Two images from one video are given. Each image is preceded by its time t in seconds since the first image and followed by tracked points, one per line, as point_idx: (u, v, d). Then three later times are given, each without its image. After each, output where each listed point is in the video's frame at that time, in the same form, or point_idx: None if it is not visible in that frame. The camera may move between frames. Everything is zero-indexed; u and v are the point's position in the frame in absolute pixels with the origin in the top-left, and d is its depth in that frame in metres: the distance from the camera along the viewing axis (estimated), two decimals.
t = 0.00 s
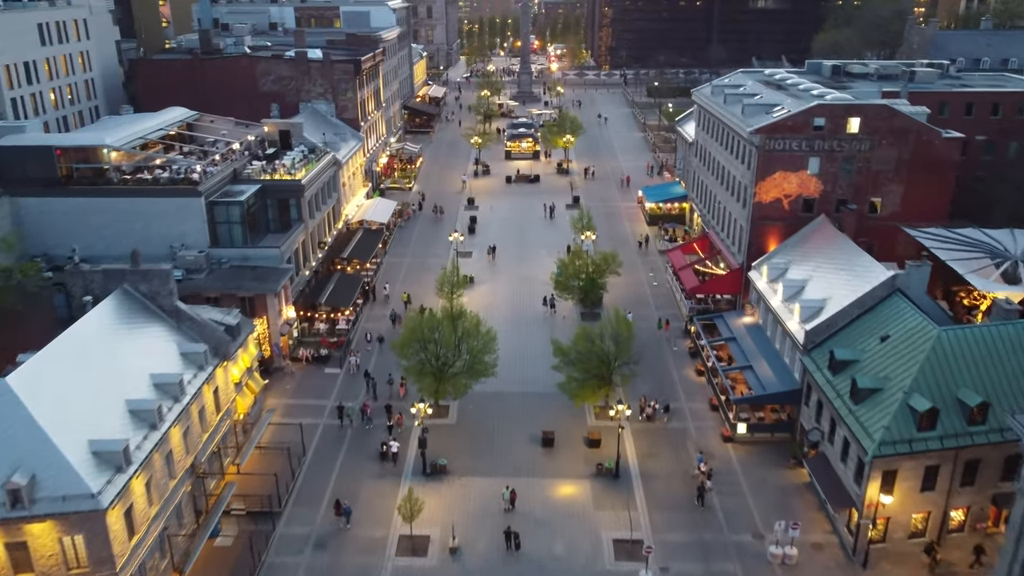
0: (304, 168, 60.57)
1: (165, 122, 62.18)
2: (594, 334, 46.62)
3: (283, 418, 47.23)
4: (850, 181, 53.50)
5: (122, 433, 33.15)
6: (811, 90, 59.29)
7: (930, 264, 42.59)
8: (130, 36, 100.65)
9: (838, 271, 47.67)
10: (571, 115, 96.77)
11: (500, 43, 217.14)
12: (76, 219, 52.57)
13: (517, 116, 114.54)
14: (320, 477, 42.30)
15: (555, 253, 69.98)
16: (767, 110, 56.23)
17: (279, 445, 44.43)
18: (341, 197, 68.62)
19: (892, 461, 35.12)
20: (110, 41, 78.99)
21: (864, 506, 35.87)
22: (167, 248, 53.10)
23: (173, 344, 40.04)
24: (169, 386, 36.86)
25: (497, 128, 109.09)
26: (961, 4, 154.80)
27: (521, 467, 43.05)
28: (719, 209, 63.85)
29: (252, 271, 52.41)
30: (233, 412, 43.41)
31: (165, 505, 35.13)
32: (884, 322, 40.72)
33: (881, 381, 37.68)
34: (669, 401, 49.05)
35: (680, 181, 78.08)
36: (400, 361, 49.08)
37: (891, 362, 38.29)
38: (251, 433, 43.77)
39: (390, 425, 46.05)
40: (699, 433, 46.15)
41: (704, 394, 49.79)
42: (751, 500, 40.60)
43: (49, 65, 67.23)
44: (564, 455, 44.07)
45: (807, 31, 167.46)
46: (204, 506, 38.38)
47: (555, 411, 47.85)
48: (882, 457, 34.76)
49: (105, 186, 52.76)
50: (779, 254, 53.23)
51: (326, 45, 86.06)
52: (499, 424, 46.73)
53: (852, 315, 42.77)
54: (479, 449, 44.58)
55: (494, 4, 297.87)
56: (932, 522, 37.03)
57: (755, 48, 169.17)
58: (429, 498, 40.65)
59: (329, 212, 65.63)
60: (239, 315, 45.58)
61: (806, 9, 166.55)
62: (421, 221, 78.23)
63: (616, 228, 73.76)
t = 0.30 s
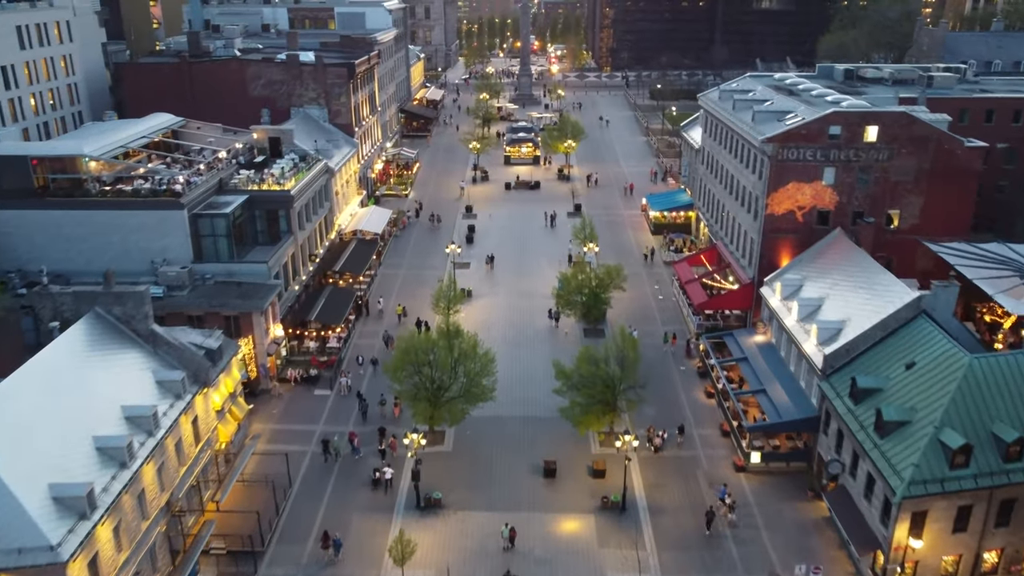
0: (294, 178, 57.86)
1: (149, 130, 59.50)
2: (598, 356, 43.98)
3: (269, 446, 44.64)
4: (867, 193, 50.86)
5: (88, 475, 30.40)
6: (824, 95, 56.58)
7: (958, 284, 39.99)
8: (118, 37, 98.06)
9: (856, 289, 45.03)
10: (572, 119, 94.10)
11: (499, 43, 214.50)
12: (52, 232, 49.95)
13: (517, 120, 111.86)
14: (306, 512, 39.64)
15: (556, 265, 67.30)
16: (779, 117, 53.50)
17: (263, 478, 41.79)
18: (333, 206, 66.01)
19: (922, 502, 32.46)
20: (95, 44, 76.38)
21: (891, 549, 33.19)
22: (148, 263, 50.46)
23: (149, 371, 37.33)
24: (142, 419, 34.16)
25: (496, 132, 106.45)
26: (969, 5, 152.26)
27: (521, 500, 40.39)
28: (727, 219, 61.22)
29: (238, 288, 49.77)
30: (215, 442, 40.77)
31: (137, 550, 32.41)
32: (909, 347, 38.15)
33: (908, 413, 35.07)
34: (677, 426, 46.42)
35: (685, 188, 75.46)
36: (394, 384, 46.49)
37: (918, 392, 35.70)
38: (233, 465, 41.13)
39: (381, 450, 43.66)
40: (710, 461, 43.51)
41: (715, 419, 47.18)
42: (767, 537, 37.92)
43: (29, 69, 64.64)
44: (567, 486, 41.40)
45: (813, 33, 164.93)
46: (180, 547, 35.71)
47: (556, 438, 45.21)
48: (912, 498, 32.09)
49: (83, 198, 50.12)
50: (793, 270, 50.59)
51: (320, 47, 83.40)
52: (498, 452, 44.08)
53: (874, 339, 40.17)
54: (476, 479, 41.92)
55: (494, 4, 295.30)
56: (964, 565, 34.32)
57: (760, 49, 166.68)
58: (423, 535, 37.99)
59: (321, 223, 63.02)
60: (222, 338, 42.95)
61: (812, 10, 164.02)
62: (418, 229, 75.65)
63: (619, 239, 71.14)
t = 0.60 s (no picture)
0: (282, 189, 55.15)
1: (130, 138, 56.76)
2: (603, 382, 41.29)
3: (253, 477, 41.93)
4: (886, 206, 48.22)
5: (46, 525, 27.55)
6: (839, 103, 53.90)
7: (990, 307, 37.35)
8: (107, 40, 95.46)
9: (878, 311, 42.37)
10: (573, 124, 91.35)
11: (498, 44, 211.63)
12: (24, 248, 47.27)
13: (516, 124, 109.06)
14: (290, 553, 36.88)
15: (558, 278, 64.60)
16: (792, 125, 50.87)
17: (245, 515, 39.03)
18: (325, 217, 63.33)
19: (958, 551, 29.74)
20: (79, 47, 73.64)
21: None
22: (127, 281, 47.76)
23: (120, 404, 34.55)
24: (110, 459, 31.35)
25: (496, 136, 103.74)
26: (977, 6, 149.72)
27: (521, 538, 37.64)
28: (736, 231, 58.56)
29: (222, 306, 47.09)
30: (194, 476, 38.06)
31: None
32: (939, 377, 35.50)
33: (941, 450, 32.37)
34: (686, 456, 43.71)
35: (691, 197, 72.74)
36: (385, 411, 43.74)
37: (951, 427, 33.01)
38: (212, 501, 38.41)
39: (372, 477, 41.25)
40: (722, 495, 40.78)
41: (727, 447, 44.49)
42: None
43: (7, 74, 61.96)
44: (570, 523, 38.63)
45: (818, 36, 162.35)
46: None
47: (558, 469, 42.46)
48: (948, 547, 29.34)
49: (58, 211, 47.42)
50: (808, 288, 47.94)
51: (313, 50, 80.71)
52: (496, 484, 41.35)
53: (900, 366, 37.52)
54: (473, 515, 39.18)
55: (493, 5, 292.70)
56: None
57: (764, 51, 164.13)
58: None
59: (312, 235, 60.35)
60: (202, 363, 40.25)
61: (817, 11, 161.47)
62: (414, 239, 73.01)
63: (623, 250, 68.43)
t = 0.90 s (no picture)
0: (270, 200, 52.47)
1: (110, 147, 54.07)
2: (609, 411, 38.60)
3: (234, 512, 39.15)
4: (907, 220, 45.56)
5: None
6: (855, 110, 51.20)
7: None
8: (94, 42, 92.81)
9: (902, 335, 39.65)
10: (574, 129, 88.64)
11: (497, 45, 208.78)
12: None
13: (516, 128, 106.31)
14: None
15: (560, 291, 61.88)
16: (807, 134, 48.21)
17: (224, 557, 36.25)
18: (316, 228, 60.66)
19: None
20: (62, 50, 70.98)
21: None
22: (104, 299, 45.10)
23: (86, 442, 31.86)
24: (72, 506, 28.56)
25: (495, 140, 101.08)
26: (987, 6, 147.09)
27: None
28: (746, 243, 55.86)
29: (204, 327, 44.40)
30: (169, 515, 35.35)
31: None
32: (975, 412, 32.82)
33: (980, 493, 29.58)
34: (698, 488, 40.95)
35: (697, 206, 70.09)
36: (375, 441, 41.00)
37: (990, 468, 30.24)
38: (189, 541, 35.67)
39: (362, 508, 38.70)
40: (737, 532, 38.00)
41: (741, 478, 41.71)
42: None
43: None
44: (575, 564, 35.80)
45: (825, 37, 159.77)
46: None
47: (561, 503, 39.68)
48: None
49: (29, 226, 44.76)
50: (825, 307, 45.23)
51: (306, 53, 78.02)
52: (495, 520, 38.58)
53: (930, 398, 34.88)
54: (470, 555, 36.37)
55: (493, 6, 289.94)
56: None
57: (769, 52, 161.56)
58: None
59: (302, 248, 57.65)
60: (179, 392, 37.60)
61: (823, 11, 158.88)
62: (409, 250, 70.35)
63: (627, 263, 65.80)
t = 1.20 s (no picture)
0: (256, 213, 49.79)
1: (87, 157, 51.30)
2: (616, 444, 35.76)
3: (212, 553, 36.35)
4: (931, 235, 42.86)
5: None
6: (874, 117, 48.47)
7: None
8: (81, 44, 90.06)
9: (931, 363, 36.94)
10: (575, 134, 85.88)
11: (496, 46, 205.92)
12: None
13: (515, 132, 103.54)
14: None
15: (562, 306, 59.13)
16: (824, 144, 45.52)
17: None
18: (307, 240, 57.97)
19: None
20: (43, 54, 68.25)
21: None
22: (76, 321, 42.31)
23: (46, 488, 29.03)
24: (27, 562, 25.59)
25: (494, 145, 98.37)
26: (997, 7, 144.41)
27: None
28: (757, 257, 53.16)
29: (183, 351, 41.65)
30: (139, 561, 32.51)
31: None
32: (1017, 452, 30.19)
33: None
34: (711, 525, 38.17)
35: (704, 217, 67.34)
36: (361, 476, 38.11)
37: None
38: None
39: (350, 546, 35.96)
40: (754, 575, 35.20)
41: (757, 513, 38.94)
42: None
43: None
44: None
45: (830, 38, 157.07)
46: None
47: (563, 543, 36.89)
48: None
49: None
50: (844, 329, 42.51)
51: (298, 56, 75.25)
52: (493, 562, 35.79)
53: (965, 434, 32.26)
54: None
55: (492, 7, 287.27)
56: None
57: (773, 54, 158.88)
58: None
59: (290, 262, 54.92)
60: (153, 426, 34.88)
61: (828, 12, 156.22)
62: (405, 261, 67.64)
63: (631, 277, 63.16)
